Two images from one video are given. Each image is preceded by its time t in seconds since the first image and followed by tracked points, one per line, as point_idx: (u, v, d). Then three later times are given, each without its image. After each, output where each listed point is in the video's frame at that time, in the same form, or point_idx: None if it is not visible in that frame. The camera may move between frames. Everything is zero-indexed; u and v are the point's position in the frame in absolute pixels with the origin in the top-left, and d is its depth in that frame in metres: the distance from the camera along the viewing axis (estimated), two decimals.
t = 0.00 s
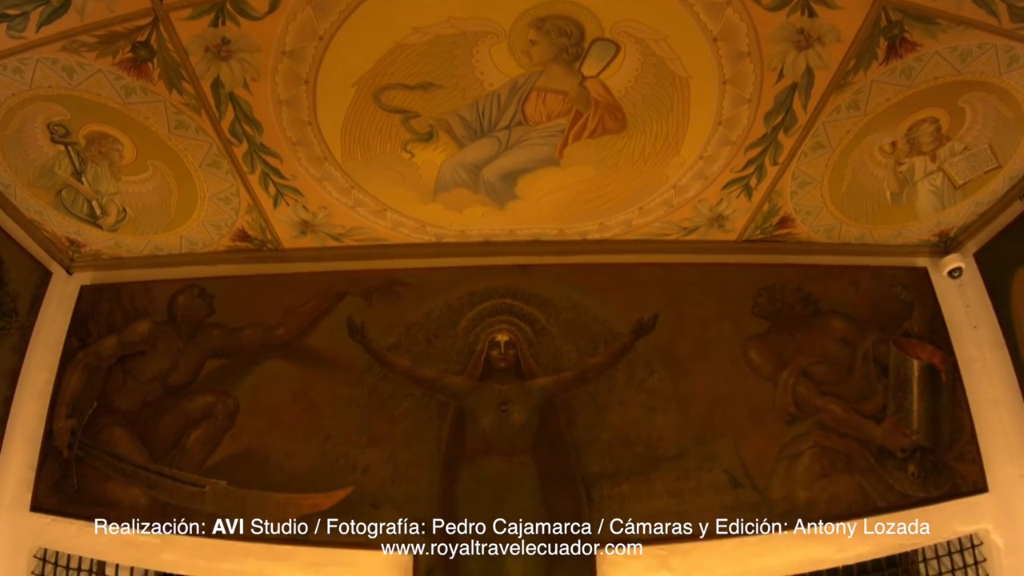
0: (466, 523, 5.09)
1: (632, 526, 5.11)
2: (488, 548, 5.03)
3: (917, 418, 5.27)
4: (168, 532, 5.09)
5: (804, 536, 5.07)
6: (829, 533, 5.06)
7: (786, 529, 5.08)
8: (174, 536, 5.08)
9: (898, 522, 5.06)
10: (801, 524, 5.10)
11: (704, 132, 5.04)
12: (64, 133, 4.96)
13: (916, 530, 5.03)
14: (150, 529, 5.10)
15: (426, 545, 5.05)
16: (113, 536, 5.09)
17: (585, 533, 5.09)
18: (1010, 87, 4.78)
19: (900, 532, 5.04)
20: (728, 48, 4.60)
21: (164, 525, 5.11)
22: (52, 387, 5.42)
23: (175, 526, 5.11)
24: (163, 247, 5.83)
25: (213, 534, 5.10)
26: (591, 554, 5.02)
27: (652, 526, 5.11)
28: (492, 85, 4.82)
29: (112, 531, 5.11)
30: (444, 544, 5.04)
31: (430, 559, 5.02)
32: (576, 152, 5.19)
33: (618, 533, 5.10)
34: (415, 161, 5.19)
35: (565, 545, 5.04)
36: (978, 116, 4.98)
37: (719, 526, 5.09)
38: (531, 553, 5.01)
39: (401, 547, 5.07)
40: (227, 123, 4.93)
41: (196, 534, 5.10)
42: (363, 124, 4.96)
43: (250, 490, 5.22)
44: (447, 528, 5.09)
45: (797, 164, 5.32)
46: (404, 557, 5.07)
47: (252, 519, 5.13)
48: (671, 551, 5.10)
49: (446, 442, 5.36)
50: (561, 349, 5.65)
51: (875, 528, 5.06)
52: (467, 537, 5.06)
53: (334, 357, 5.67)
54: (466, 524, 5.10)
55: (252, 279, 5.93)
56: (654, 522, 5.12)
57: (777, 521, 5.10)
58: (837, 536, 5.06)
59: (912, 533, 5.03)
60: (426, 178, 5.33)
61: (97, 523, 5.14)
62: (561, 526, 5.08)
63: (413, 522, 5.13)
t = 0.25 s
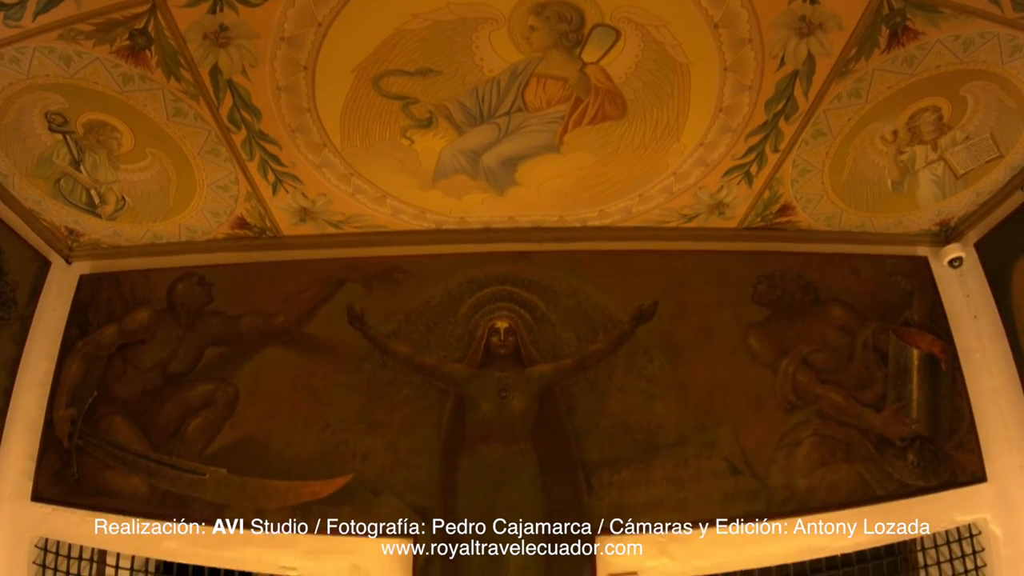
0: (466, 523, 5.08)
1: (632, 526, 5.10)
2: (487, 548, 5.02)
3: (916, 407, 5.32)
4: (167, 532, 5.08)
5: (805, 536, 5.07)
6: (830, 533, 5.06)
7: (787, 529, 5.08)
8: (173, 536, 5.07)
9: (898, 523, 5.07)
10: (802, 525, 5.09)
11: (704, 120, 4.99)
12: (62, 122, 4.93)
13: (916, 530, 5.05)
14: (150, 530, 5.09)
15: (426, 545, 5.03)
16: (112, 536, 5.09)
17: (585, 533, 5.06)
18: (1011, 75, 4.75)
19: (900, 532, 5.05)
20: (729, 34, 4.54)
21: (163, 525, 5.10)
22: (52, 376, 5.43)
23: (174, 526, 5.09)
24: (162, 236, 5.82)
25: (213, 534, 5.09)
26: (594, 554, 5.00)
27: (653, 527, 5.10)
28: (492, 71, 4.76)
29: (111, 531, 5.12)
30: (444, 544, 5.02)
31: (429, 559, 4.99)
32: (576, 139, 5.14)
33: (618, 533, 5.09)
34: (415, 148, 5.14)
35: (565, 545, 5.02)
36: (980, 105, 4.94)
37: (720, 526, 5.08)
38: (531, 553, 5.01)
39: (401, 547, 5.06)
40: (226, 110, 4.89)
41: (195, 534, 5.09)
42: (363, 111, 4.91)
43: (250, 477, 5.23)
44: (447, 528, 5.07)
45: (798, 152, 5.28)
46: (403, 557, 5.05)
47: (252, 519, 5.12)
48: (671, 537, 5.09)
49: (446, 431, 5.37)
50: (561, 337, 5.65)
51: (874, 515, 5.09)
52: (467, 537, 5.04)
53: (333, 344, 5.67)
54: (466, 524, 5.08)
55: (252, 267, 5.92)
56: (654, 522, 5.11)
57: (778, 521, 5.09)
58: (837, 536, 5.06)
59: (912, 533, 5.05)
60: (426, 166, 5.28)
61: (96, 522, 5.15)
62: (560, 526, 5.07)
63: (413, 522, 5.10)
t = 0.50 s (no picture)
0: (466, 523, 5.08)
1: (632, 526, 5.12)
2: (487, 548, 5.03)
3: (915, 396, 5.34)
4: (167, 532, 5.11)
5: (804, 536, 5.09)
6: (829, 533, 5.08)
7: (786, 529, 5.09)
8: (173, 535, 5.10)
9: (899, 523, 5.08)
10: (801, 524, 5.11)
11: (705, 106, 4.93)
12: (60, 110, 4.87)
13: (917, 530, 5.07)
14: (150, 530, 5.12)
15: (427, 545, 5.04)
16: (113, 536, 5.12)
17: (585, 533, 5.06)
18: (1013, 65, 4.72)
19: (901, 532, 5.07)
20: (731, 21, 4.46)
21: (163, 525, 5.13)
22: (52, 365, 5.45)
23: (174, 526, 5.12)
24: (161, 224, 5.80)
25: (213, 534, 5.13)
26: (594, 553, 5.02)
27: (652, 527, 5.11)
28: (492, 57, 4.69)
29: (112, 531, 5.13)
30: (444, 544, 5.03)
31: (429, 560, 5.00)
32: (575, 125, 5.08)
33: (617, 533, 5.11)
34: (415, 134, 5.08)
35: (565, 544, 5.03)
36: (982, 94, 4.92)
37: (720, 526, 5.11)
38: (531, 553, 5.02)
39: (401, 547, 5.07)
40: (224, 97, 4.83)
41: (195, 533, 5.12)
42: (363, 99, 4.85)
43: (250, 465, 5.24)
44: (447, 528, 5.07)
45: (799, 139, 5.24)
46: (403, 557, 5.06)
47: (252, 519, 5.15)
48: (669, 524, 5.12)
49: (446, 419, 5.38)
50: (561, 323, 5.65)
51: (872, 504, 5.13)
52: (467, 537, 5.05)
53: (333, 331, 5.67)
54: (466, 524, 5.08)
55: (251, 254, 5.91)
56: (654, 522, 5.13)
57: (778, 521, 5.11)
58: (837, 536, 5.08)
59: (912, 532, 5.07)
60: (425, 152, 5.22)
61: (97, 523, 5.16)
62: (560, 526, 5.06)
63: (413, 522, 5.11)
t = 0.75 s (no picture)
0: (466, 523, 5.08)
1: (632, 527, 5.12)
2: (487, 548, 5.03)
3: (916, 385, 5.37)
4: (168, 532, 5.16)
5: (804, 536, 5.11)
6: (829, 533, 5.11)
7: (786, 529, 5.11)
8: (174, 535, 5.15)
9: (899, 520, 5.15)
10: (801, 524, 5.12)
11: (705, 92, 4.81)
12: (57, 100, 4.78)
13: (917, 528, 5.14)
14: (150, 529, 5.17)
15: (427, 545, 5.03)
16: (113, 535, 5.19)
17: (585, 533, 5.06)
18: (1014, 54, 4.62)
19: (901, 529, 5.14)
20: (732, 7, 4.32)
21: (164, 525, 5.17)
22: (52, 355, 5.50)
23: (175, 526, 5.17)
24: (160, 212, 5.77)
25: (213, 534, 5.15)
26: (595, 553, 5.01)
27: (652, 527, 5.12)
28: (492, 44, 4.55)
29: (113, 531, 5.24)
30: (444, 544, 5.03)
31: (429, 559, 5.00)
32: (575, 112, 4.97)
33: (617, 533, 5.11)
34: (415, 122, 4.97)
35: (565, 544, 5.03)
36: (984, 84, 4.84)
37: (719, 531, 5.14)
38: (531, 553, 5.03)
39: (401, 547, 5.07)
40: (223, 85, 4.71)
41: (195, 533, 5.16)
42: (363, 86, 4.73)
43: (249, 453, 5.25)
44: (447, 528, 5.06)
45: (800, 128, 5.16)
46: (403, 557, 5.07)
47: (252, 519, 5.16)
48: (668, 512, 5.14)
49: (445, 407, 5.37)
50: (561, 310, 5.65)
51: (872, 493, 5.18)
52: (468, 537, 5.05)
53: (332, 318, 5.66)
54: (466, 524, 5.08)
55: (250, 242, 5.90)
56: (654, 522, 5.13)
57: (778, 521, 5.12)
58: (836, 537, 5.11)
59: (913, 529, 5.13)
60: (425, 138, 5.12)
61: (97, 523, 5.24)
62: (561, 526, 5.06)
63: (413, 522, 5.10)
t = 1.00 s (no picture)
0: (466, 523, 5.05)
1: (633, 526, 5.11)
2: (487, 548, 5.02)
3: (915, 375, 5.40)
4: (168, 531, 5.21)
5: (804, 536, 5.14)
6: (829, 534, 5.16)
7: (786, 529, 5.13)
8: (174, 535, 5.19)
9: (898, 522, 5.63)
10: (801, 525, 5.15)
11: (706, 80, 4.64)
12: (56, 90, 4.67)
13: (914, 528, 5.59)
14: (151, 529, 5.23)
15: (427, 545, 5.02)
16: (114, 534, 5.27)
17: (585, 533, 5.04)
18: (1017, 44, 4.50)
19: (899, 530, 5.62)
20: None
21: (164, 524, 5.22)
22: (51, 345, 5.60)
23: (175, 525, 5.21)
24: (159, 202, 5.77)
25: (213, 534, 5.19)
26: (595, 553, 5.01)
27: (652, 527, 5.11)
28: (492, 31, 4.32)
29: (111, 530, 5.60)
30: (444, 545, 5.01)
31: (430, 560, 4.99)
32: (576, 99, 4.78)
33: (618, 533, 5.09)
34: (414, 109, 4.79)
35: (565, 545, 5.02)
36: (987, 74, 4.73)
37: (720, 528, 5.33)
38: (531, 553, 5.01)
39: (402, 547, 5.07)
40: (222, 74, 4.53)
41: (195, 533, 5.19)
42: (361, 74, 4.53)
43: (249, 442, 5.26)
44: (447, 528, 5.04)
45: (800, 116, 5.04)
46: (404, 556, 5.07)
47: (252, 519, 5.17)
48: (667, 499, 5.15)
49: (445, 395, 5.37)
50: (560, 298, 5.64)
51: (870, 482, 5.21)
52: (468, 537, 5.02)
53: (332, 306, 5.66)
54: (466, 524, 5.05)
55: (249, 230, 5.89)
56: (654, 522, 5.13)
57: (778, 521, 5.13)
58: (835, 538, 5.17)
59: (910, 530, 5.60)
60: (425, 125, 4.94)
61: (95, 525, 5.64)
62: (560, 526, 5.05)
63: (413, 522, 5.08)
